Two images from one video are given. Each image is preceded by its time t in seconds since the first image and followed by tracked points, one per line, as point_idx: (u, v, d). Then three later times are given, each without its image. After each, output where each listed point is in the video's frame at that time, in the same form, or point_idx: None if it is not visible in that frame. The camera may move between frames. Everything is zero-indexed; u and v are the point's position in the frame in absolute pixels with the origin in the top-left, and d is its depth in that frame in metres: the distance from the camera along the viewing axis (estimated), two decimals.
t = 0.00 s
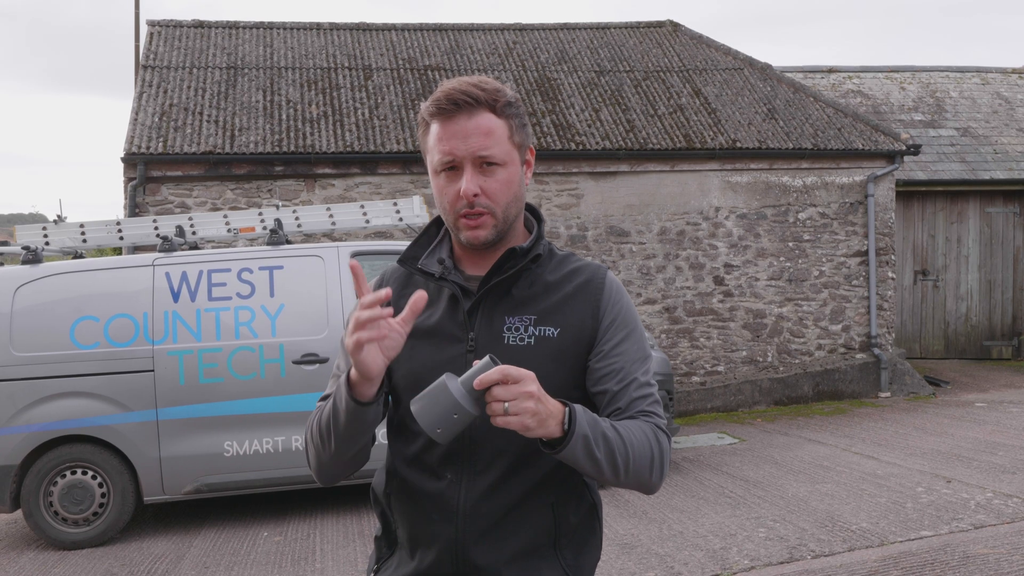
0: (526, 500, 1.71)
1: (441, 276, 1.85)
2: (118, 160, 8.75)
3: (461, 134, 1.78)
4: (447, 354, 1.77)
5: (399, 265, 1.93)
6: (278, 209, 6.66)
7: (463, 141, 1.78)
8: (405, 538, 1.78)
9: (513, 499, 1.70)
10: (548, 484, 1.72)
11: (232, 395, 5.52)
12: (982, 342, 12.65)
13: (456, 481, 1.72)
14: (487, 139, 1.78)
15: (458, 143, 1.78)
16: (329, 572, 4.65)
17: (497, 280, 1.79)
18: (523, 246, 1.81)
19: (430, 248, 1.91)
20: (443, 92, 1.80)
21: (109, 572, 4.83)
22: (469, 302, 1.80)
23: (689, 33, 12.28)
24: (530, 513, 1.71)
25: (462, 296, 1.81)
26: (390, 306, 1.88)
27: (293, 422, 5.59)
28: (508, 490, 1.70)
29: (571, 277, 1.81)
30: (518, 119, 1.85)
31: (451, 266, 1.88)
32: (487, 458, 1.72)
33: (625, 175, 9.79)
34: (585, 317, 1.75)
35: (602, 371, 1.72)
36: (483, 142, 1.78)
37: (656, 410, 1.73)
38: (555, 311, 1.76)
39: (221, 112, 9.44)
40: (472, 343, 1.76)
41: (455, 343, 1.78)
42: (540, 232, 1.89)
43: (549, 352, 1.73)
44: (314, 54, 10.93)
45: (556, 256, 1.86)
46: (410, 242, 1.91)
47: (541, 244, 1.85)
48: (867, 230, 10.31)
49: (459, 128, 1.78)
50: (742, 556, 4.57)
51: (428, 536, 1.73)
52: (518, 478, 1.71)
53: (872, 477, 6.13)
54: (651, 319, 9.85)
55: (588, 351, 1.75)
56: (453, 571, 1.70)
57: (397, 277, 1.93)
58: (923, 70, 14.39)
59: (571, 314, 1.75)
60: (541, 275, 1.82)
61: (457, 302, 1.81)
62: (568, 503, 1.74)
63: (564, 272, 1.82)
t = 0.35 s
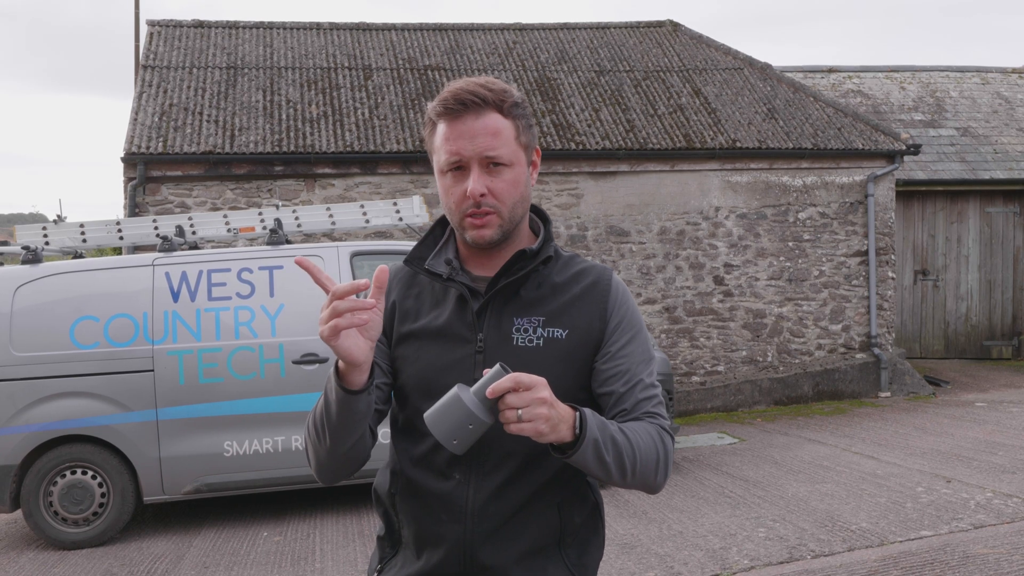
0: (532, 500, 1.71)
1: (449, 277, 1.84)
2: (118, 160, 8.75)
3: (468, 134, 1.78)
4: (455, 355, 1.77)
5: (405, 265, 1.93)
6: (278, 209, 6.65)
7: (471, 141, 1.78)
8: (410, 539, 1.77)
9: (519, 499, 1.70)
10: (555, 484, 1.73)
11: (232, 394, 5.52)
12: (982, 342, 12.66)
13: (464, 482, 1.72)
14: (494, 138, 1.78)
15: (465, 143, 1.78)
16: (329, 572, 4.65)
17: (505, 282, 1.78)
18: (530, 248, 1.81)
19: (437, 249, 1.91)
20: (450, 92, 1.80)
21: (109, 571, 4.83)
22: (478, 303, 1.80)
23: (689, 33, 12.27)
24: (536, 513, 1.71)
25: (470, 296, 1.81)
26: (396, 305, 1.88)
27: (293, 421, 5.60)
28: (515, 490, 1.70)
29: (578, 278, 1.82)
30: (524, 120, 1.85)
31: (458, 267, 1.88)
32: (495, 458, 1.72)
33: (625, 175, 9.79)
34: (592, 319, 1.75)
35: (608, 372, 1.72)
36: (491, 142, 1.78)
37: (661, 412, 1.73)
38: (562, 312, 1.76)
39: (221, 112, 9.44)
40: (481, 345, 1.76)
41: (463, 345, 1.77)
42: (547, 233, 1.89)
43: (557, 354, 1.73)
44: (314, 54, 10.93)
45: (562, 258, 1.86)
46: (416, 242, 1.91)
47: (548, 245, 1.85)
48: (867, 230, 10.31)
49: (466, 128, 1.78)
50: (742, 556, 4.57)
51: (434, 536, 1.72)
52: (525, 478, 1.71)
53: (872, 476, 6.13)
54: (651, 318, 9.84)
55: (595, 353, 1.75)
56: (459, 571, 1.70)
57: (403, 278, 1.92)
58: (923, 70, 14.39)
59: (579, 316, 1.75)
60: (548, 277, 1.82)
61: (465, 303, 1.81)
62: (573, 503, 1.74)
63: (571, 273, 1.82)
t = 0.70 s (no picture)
0: (534, 500, 1.71)
1: (446, 278, 1.84)
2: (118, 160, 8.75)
3: (462, 134, 1.78)
4: (454, 356, 1.77)
5: (403, 268, 1.93)
6: (278, 209, 6.64)
7: (465, 141, 1.77)
8: (413, 538, 1.78)
9: (521, 499, 1.70)
10: (558, 483, 1.72)
11: (231, 394, 5.51)
12: (982, 341, 12.66)
13: (465, 482, 1.72)
14: (488, 138, 1.78)
15: (459, 143, 1.77)
16: (328, 572, 4.64)
17: (502, 282, 1.78)
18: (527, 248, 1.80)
19: (433, 251, 1.91)
20: (444, 92, 1.80)
21: (109, 571, 4.83)
22: (476, 304, 1.79)
23: (689, 33, 12.27)
24: (539, 512, 1.71)
25: (468, 297, 1.81)
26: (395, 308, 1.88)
27: (292, 421, 5.59)
28: (518, 490, 1.70)
29: (576, 277, 1.81)
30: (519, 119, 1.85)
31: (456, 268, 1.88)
32: (497, 458, 1.71)
33: (625, 175, 9.78)
34: (590, 317, 1.75)
35: (607, 370, 1.71)
36: (484, 142, 1.78)
37: (663, 409, 1.73)
38: (560, 312, 1.76)
39: (220, 112, 9.44)
40: (479, 346, 1.75)
41: (461, 346, 1.77)
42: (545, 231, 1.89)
43: (555, 353, 1.73)
44: (314, 54, 10.92)
45: (560, 256, 1.86)
46: (413, 244, 1.90)
47: (545, 244, 1.85)
48: (867, 230, 10.31)
49: (460, 128, 1.78)
50: (741, 556, 4.57)
51: (436, 537, 1.72)
52: (527, 478, 1.71)
53: (871, 476, 6.14)
54: (650, 318, 9.84)
55: (593, 352, 1.75)
56: (462, 571, 1.70)
57: (401, 280, 1.92)
58: (922, 70, 14.39)
59: (578, 315, 1.75)
60: (545, 276, 1.81)
61: (463, 304, 1.80)
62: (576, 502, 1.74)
63: (569, 272, 1.82)
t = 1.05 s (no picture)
0: (529, 500, 1.70)
1: (440, 277, 1.83)
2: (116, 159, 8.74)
3: (468, 134, 1.77)
4: (448, 356, 1.76)
5: (397, 266, 1.92)
6: (276, 209, 6.63)
7: (470, 141, 1.76)
8: (407, 538, 1.77)
9: (515, 499, 1.69)
10: (552, 483, 1.72)
11: (229, 394, 5.51)
12: (981, 341, 12.65)
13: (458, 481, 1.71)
14: (494, 140, 1.77)
15: (464, 143, 1.76)
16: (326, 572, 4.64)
17: (496, 280, 1.78)
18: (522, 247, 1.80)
19: (428, 249, 1.91)
20: (452, 89, 1.78)
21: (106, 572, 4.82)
22: (469, 303, 1.79)
23: (688, 33, 12.27)
24: (533, 512, 1.71)
25: (461, 296, 1.80)
26: (389, 307, 1.87)
27: (289, 421, 5.58)
28: (512, 490, 1.70)
29: (570, 275, 1.81)
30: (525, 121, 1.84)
31: (450, 267, 1.87)
32: (490, 458, 1.70)
33: (624, 175, 9.78)
34: (584, 315, 1.75)
35: (601, 368, 1.71)
36: (490, 143, 1.77)
37: (656, 408, 1.73)
38: (554, 310, 1.76)
39: (219, 112, 9.43)
40: (472, 345, 1.75)
41: (455, 344, 1.77)
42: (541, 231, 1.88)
43: (549, 352, 1.73)
44: (313, 54, 10.92)
45: (555, 254, 1.85)
46: (408, 242, 1.90)
47: (541, 244, 1.85)
48: (866, 230, 10.31)
49: (466, 128, 1.76)
50: (739, 556, 4.56)
51: (430, 536, 1.71)
52: (521, 478, 1.70)
53: (870, 476, 6.13)
54: (649, 318, 9.84)
55: (588, 350, 1.74)
56: (455, 570, 1.70)
57: (395, 280, 1.92)
58: (922, 69, 14.39)
59: (571, 314, 1.75)
60: (539, 274, 1.81)
61: (456, 303, 1.79)
62: (570, 503, 1.74)
63: (563, 270, 1.82)
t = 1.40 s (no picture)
0: (525, 500, 1.70)
1: (434, 278, 1.82)
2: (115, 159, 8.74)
3: (471, 140, 1.76)
4: (443, 358, 1.76)
5: (390, 266, 1.91)
6: (276, 209, 6.63)
7: (474, 147, 1.76)
8: (404, 539, 1.76)
9: (512, 501, 1.69)
10: (548, 484, 1.72)
11: (228, 394, 5.51)
12: (982, 341, 12.64)
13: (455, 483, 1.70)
14: (498, 147, 1.77)
15: (468, 150, 1.75)
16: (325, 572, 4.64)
17: (491, 282, 1.77)
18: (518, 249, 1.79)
19: (422, 249, 1.90)
20: (458, 94, 1.77)
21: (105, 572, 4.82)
22: (464, 304, 1.78)
23: (688, 32, 12.26)
24: (530, 513, 1.70)
25: (456, 297, 1.79)
26: (383, 309, 1.86)
27: (287, 421, 5.58)
28: (509, 490, 1.70)
29: (565, 276, 1.80)
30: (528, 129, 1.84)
31: (443, 267, 1.86)
32: (487, 459, 1.70)
33: (623, 175, 9.77)
34: (580, 317, 1.75)
35: (596, 369, 1.71)
36: (494, 151, 1.76)
37: (650, 409, 1.73)
38: (549, 311, 1.75)
39: (219, 112, 9.43)
40: (467, 346, 1.75)
41: (450, 346, 1.76)
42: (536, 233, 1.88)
43: (544, 353, 1.73)
44: (312, 53, 10.92)
45: (550, 255, 1.85)
46: (402, 242, 1.89)
47: (537, 245, 1.85)
48: (866, 230, 10.30)
49: (470, 135, 1.76)
50: (738, 556, 4.56)
51: (426, 537, 1.71)
52: (517, 479, 1.70)
53: (869, 476, 6.13)
54: (649, 318, 9.84)
55: (583, 352, 1.74)
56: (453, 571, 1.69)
57: (388, 280, 1.91)
58: (922, 69, 14.38)
59: (567, 315, 1.75)
60: (535, 275, 1.80)
61: (451, 304, 1.79)
62: (566, 503, 1.74)
63: (559, 271, 1.81)
